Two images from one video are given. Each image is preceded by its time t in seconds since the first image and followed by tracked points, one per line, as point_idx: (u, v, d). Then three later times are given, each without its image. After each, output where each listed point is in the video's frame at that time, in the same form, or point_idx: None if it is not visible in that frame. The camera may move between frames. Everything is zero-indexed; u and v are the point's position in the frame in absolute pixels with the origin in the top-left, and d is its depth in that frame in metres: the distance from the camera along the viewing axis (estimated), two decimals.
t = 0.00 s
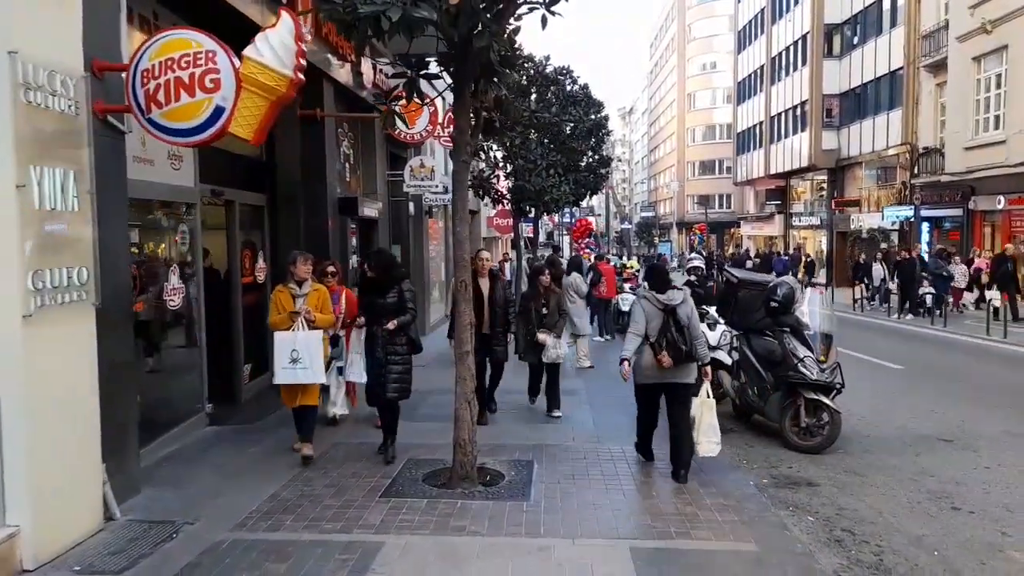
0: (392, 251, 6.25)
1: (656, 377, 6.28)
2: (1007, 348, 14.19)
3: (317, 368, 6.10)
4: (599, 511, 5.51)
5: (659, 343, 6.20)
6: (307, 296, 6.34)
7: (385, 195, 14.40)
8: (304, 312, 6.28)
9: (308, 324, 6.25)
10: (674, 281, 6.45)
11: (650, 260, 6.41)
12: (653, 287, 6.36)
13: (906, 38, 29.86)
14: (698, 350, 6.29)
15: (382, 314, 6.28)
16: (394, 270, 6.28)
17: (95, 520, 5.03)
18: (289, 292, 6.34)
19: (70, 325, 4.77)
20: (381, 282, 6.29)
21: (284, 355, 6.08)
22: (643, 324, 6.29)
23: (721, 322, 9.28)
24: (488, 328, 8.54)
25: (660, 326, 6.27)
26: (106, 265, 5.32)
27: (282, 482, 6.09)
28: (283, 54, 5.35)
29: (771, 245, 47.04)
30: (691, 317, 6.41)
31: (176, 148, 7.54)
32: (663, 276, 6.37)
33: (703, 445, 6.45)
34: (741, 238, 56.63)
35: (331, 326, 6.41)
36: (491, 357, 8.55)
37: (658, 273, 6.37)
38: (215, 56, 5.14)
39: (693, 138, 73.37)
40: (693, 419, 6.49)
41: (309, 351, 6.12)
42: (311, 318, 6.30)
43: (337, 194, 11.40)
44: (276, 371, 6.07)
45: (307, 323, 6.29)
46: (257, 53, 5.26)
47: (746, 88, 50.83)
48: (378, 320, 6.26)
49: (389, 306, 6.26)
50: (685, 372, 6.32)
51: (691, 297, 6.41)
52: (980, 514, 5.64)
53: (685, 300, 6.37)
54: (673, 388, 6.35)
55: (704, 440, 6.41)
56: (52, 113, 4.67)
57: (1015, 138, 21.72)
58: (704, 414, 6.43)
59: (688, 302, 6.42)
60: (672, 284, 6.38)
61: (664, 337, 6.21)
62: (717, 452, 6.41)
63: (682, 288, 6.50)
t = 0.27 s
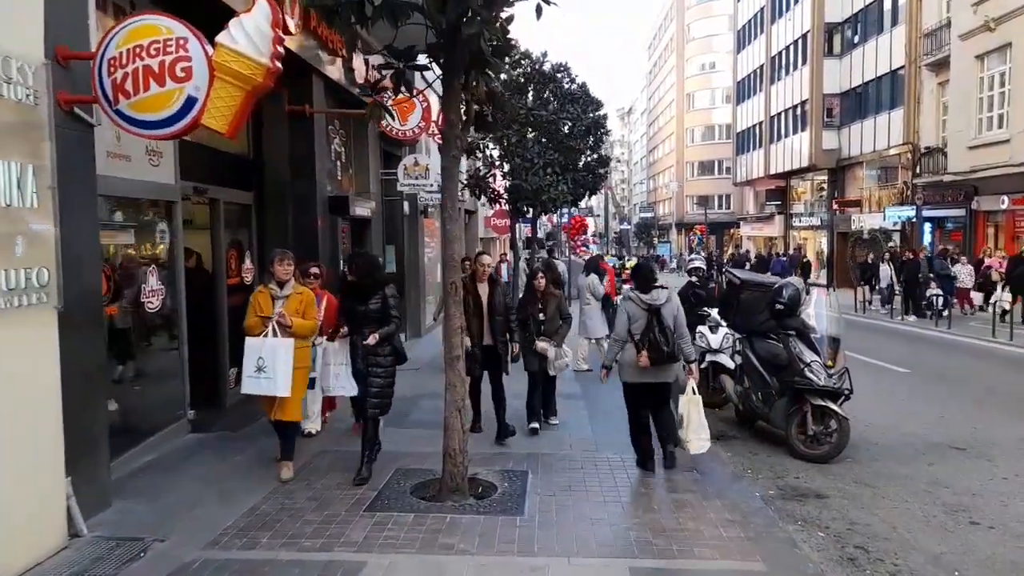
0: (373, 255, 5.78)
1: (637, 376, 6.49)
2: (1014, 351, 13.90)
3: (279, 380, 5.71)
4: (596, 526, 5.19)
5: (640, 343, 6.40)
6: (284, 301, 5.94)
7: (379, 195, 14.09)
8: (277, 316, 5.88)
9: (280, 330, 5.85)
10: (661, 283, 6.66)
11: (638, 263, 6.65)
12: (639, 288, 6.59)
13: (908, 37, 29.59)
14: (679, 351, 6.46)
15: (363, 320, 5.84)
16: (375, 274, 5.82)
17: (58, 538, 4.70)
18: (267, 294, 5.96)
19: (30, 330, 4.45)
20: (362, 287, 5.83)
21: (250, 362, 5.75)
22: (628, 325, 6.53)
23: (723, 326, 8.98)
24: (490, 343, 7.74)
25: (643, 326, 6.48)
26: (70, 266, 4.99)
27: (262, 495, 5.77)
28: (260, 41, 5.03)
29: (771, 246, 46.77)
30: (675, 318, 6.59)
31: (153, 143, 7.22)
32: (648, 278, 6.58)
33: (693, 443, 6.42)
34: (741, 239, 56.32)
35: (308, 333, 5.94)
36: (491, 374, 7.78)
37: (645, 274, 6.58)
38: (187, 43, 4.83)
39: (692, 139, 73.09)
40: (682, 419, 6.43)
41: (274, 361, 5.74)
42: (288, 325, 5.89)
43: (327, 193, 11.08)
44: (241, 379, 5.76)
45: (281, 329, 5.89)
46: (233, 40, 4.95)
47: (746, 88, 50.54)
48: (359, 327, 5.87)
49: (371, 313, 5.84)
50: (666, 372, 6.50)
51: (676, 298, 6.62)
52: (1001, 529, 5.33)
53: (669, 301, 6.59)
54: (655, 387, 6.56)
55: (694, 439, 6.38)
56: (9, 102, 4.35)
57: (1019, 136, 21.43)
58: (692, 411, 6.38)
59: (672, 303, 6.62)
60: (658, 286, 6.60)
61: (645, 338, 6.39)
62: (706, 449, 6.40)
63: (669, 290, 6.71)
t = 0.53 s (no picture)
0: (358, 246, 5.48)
1: (625, 372, 6.35)
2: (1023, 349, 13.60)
3: (243, 382, 5.34)
4: (593, 538, 4.89)
5: (629, 340, 6.28)
6: (260, 296, 5.58)
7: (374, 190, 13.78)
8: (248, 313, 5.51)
9: (250, 327, 5.48)
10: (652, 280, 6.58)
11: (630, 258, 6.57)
12: (629, 284, 6.50)
13: (913, 30, 29.21)
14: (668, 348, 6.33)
15: (343, 317, 5.56)
16: (359, 267, 5.50)
17: (17, 553, 4.39)
18: (244, 290, 5.63)
19: None
20: (345, 281, 5.52)
21: (216, 363, 5.41)
22: (618, 321, 6.45)
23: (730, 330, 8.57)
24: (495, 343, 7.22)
25: (632, 323, 6.40)
26: (32, 262, 4.68)
27: (242, 504, 5.46)
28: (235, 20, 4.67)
29: (773, 242, 46.45)
30: (666, 316, 6.49)
31: (132, 133, 6.90)
32: (640, 274, 6.49)
33: (682, 442, 6.51)
34: (742, 235, 55.98)
35: (282, 332, 5.51)
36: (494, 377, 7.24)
37: (636, 271, 6.49)
38: (155, 23, 4.50)
39: (694, 135, 72.67)
40: (670, 417, 6.54)
41: (239, 362, 5.38)
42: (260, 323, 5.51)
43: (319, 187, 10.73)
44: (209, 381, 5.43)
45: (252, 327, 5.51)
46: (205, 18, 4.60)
47: (748, 82, 50.14)
48: (343, 325, 5.54)
49: (354, 309, 5.55)
50: (656, 369, 6.36)
51: (666, 295, 6.52)
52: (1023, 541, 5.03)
53: (660, 298, 6.49)
54: (643, 384, 6.43)
55: (683, 437, 6.48)
56: None
57: None
58: (681, 410, 6.49)
59: (663, 300, 6.53)
60: (649, 282, 6.51)
61: (634, 335, 6.27)
62: (695, 447, 6.49)
63: (661, 286, 6.61)
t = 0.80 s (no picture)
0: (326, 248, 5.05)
1: (611, 368, 6.52)
2: None
3: (209, 403, 4.80)
4: (584, 558, 4.59)
5: (616, 337, 6.43)
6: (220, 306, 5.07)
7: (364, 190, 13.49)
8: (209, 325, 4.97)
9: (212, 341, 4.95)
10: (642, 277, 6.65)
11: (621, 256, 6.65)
12: (619, 282, 6.61)
13: (910, 29, 28.99)
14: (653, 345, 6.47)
15: (313, 325, 5.11)
16: (328, 271, 5.07)
17: None
18: (201, 299, 5.08)
19: None
20: (313, 288, 5.06)
21: (171, 383, 4.82)
22: (606, 318, 6.59)
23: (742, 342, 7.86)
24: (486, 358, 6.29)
25: (619, 320, 6.52)
26: None
27: (212, 519, 5.15)
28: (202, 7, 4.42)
29: (770, 243, 46.23)
30: (654, 313, 6.60)
31: (102, 127, 6.59)
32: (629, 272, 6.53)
33: (664, 438, 6.44)
34: (739, 235, 55.74)
35: (244, 345, 5.06)
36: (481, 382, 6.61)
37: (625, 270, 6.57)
38: (114, 7, 4.20)
39: (690, 135, 72.44)
40: (652, 414, 6.53)
41: (201, 381, 4.82)
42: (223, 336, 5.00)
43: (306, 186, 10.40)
44: (163, 405, 4.84)
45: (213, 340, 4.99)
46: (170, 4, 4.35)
47: (745, 82, 49.93)
48: (311, 336, 5.11)
49: (324, 318, 5.11)
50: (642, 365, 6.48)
51: (655, 293, 6.61)
52: None
53: (649, 296, 6.59)
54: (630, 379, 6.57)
55: (664, 432, 6.42)
56: None
57: None
58: (663, 408, 6.45)
59: (652, 298, 6.62)
60: (639, 280, 6.58)
61: (621, 332, 6.41)
62: (677, 444, 6.42)
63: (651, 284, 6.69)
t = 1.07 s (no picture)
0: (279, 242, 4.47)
1: (600, 366, 6.36)
2: None
3: (157, 409, 4.40)
4: (571, 574, 4.30)
5: (603, 334, 6.26)
6: (157, 303, 4.61)
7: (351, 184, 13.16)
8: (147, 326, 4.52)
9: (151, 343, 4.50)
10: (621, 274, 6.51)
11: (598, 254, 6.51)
12: (599, 280, 6.45)
13: (907, 22, 28.71)
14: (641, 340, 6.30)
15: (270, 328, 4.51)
16: (284, 269, 4.49)
17: None
18: (135, 297, 4.60)
19: None
20: (267, 287, 4.49)
21: (109, 392, 4.38)
22: (591, 315, 6.41)
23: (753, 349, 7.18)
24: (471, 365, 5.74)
25: (604, 317, 6.35)
26: None
27: (176, 530, 4.85)
28: None
29: (765, 238, 46.02)
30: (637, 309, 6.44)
31: (65, 116, 6.25)
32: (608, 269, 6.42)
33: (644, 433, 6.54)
34: (734, 231, 55.52)
35: (190, 345, 4.64)
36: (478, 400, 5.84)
37: (604, 267, 6.44)
38: None
39: (684, 130, 72.15)
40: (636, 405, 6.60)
41: (146, 386, 4.41)
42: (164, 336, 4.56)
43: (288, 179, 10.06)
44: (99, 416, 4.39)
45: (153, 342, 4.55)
46: None
47: (740, 76, 49.63)
48: (264, 341, 4.53)
49: (279, 321, 4.52)
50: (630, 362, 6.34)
51: (637, 288, 6.46)
52: None
53: (631, 292, 6.43)
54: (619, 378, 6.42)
55: (645, 428, 6.52)
56: None
57: None
58: (645, 402, 6.53)
59: (634, 294, 6.46)
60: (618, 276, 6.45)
61: (608, 329, 6.24)
62: (655, 440, 6.52)
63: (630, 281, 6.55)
